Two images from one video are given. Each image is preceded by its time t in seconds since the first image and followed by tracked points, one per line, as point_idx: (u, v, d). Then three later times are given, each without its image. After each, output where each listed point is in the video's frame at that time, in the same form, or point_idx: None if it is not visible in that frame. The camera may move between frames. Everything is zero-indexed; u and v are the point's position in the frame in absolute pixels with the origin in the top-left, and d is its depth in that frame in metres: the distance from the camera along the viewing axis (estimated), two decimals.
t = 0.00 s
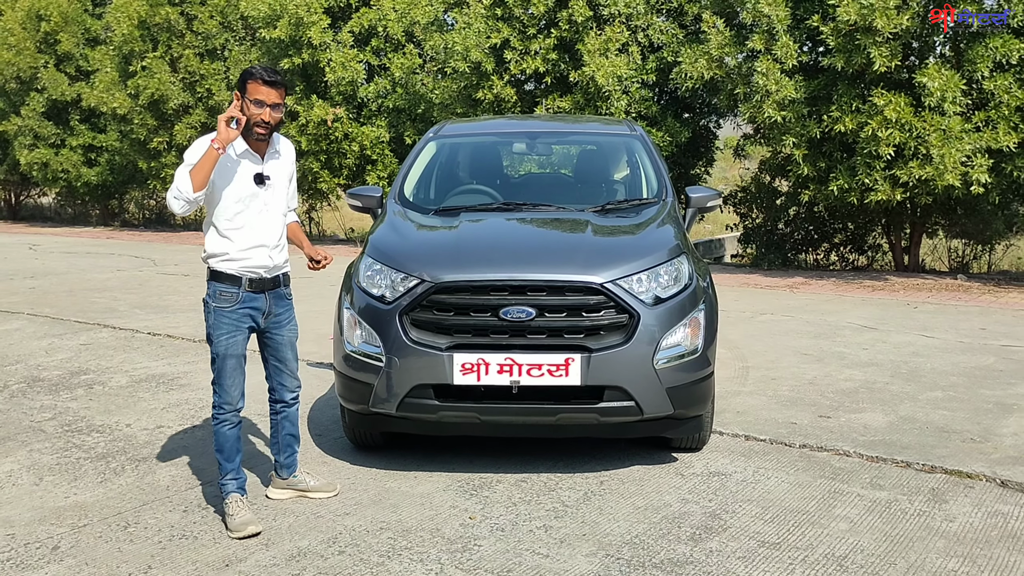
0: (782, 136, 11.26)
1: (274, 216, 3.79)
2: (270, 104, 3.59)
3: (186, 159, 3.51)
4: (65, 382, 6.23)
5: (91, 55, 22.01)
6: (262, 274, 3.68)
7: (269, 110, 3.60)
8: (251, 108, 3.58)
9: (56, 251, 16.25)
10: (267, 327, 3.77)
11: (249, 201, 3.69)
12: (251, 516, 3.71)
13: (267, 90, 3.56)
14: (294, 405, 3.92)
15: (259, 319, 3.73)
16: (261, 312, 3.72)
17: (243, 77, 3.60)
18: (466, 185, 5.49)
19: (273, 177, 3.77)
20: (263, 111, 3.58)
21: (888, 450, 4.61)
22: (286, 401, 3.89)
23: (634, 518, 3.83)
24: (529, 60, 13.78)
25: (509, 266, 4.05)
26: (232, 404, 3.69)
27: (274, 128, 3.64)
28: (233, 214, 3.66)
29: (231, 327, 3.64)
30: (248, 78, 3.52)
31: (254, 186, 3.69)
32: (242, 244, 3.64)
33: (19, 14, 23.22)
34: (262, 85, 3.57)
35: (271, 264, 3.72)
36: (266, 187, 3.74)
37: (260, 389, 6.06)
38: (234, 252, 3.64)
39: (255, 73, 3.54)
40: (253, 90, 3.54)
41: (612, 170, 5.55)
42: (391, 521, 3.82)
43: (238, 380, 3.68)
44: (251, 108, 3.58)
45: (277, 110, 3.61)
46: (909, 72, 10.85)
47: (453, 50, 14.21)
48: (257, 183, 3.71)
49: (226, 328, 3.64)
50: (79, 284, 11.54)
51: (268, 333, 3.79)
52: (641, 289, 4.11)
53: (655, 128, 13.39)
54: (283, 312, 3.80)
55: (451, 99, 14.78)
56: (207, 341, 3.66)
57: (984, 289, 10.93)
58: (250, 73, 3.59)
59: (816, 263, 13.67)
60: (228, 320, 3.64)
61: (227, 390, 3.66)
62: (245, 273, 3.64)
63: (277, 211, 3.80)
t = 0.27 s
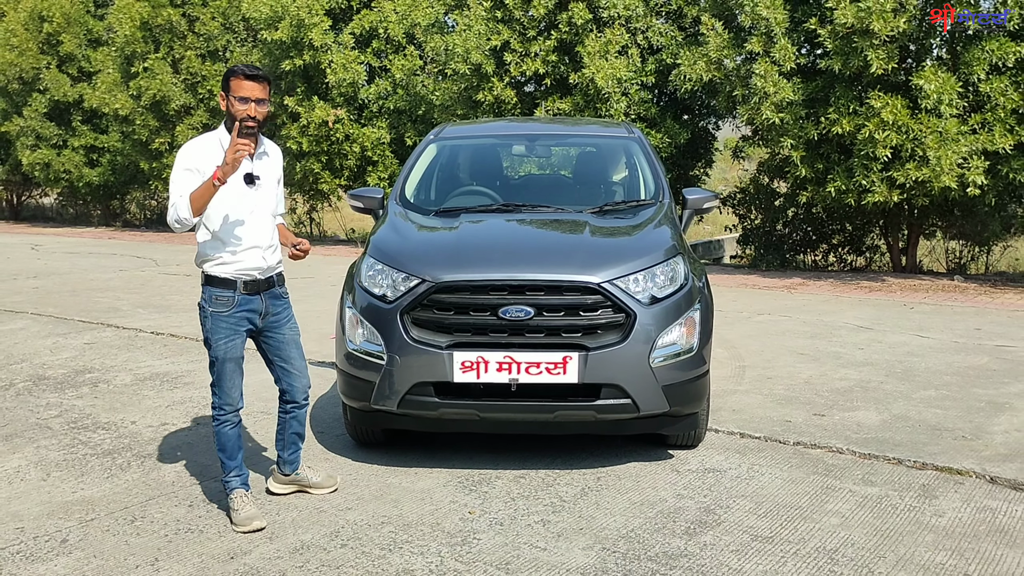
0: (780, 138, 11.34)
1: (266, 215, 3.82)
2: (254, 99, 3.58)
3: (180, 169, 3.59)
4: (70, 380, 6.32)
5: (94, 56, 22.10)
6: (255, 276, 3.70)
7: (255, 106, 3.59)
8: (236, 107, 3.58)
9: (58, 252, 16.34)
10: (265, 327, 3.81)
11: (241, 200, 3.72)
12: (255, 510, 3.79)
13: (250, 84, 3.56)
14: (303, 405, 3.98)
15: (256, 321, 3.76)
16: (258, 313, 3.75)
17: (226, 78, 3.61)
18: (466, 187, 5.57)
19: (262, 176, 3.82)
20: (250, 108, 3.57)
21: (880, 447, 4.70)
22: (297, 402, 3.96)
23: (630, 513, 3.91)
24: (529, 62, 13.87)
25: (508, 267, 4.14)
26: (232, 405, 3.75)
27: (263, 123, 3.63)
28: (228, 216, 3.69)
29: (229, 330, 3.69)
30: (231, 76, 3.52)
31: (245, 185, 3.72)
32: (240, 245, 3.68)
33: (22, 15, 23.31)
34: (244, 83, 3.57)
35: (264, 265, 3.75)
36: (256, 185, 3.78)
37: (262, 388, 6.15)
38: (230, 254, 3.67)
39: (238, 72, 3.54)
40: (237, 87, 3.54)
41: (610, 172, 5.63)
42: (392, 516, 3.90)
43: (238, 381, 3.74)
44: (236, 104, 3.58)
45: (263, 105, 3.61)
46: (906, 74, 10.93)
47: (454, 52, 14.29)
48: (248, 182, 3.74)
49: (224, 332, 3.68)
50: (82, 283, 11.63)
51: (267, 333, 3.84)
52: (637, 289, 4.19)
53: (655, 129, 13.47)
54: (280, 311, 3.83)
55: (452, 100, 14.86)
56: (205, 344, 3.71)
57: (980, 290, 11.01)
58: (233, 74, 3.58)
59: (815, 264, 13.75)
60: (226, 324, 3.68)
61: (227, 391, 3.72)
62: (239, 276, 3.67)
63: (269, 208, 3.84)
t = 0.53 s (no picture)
0: (778, 139, 11.43)
1: (269, 213, 3.84)
2: (250, 100, 3.67)
3: (181, 182, 3.62)
4: (76, 377, 6.41)
5: (96, 57, 22.21)
6: (263, 273, 3.74)
7: (250, 106, 3.68)
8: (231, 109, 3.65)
9: (61, 251, 16.44)
10: (274, 323, 3.83)
11: (242, 202, 3.75)
12: (261, 503, 3.87)
13: (245, 86, 3.64)
14: (313, 406, 3.87)
15: (266, 318, 3.79)
16: (269, 310, 3.78)
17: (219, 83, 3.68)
18: (467, 187, 5.67)
19: (262, 175, 3.81)
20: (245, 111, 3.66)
21: (873, 442, 4.79)
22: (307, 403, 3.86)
23: (627, 505, 4.00)
24: (529, 63, 13.97)
25: (507, 264, 4.23)
26: (243, 401, 3.79)
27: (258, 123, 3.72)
28: (232, 224, 3.72)
29: (240, 329, 3.73)
30: (226, 79, 3.61)
31: (245, 186, 3.74)
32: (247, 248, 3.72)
33: (24, 16, 23.42)
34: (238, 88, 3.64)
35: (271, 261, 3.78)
36: (257, 185, 3.79)
37: (265, 385, 6.24)
38: (235, 258, 3.70)
39: (231, 77, 3.63)
40: (232, 90, 3.62)
41: (609, 172, 5.73)
42: (394, 508, 3.99)
43: (249, 379, 3.78)
44: (232, 107, 3.66)
45: (258, 105, 3.70)
46: (903, 77, 11.02)
47: (454, 53, 14.37)
48: (248, 183, 3.76)
49: (234, 330, 3.72)
50: (85, 282, 11.73)
51: (274, 329, 3.83)
52: (634, 287, 4.29)
53: (654, 130, 13.57)
54: (290, 307, 3.86)
55: (453, 101, 14.95)
56: (217, 343, 3.75)
57: (977, 290, 11.10)
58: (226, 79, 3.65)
59: (813, 265, 13.84)
60: (236, 323, 3.72)
61: (237, 388, 3.76)
62: (247, 274, 3.71)
63: (271, 208, 3.85)
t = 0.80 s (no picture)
0: (776, 140, 11.53)
1: (277, 213, 3.91)
2: (254, 104, 3.73)
3: (190, 187, 3.71)
4: (83, 373, 6.52)
5: (99, 58, 22.32)
6: (271, 271, 3.80)
7: (255, 109, 3.74)
8: (236, 113, 3.72)
9: (64, 250, 16.55)
10: (280, 317, 3.88)
11: (249, 203, 3.82)
12: (269, 494, 3.98)
13: (248, 90, 3.70)
14: (313, 401, 3.86)
15: (274, 312, 3.85)
16: (277, 305, 3.85)
17: (224, 86, 3.74)
18: (468, 186, 5.77)
19: (269, 176, 3.88)
20: (249, 114, 3.73)
21: (866, 437, 4.89)
22: (306, 398, 3.85)
23: (625, 497, 4.10)
24: (529, 64, 14.08)
25: (508, 262, 4.33)
26: (252, 395, 3.89)
27: (263, 125, 3.79)
28: (239, 225, 3.81)
29: (249, 325, 3.80)
30: (229, 83, 3.66)
31: (253, 187, 3.82)
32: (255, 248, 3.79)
33: (27, 17, 23.55)
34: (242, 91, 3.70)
35: (279, 260, 3.85)
36: (263, 185, 3.86)
37: (269, 381, 6.34)
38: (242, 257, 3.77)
39: (235, 80, 3.69)
40: (236, 94, 3.69)
41: (608, 172, 5.83)
42: (398, 500, 4.08)
43: (258, 373, 3.86)
44: (236, 110, 3.73)
45: (262, 108, 3.76)
46: (900, 78, 11.13)
47: (455, 54, 14.47)
48: (255, 184, 3.83)
49: (244, 326, 3.80)
50: (89, 281, 11.84)
51: (279, 324, 3.87)
52: (632, 284, 4.38)
53: (653, 131, 13.67)
54: (298, 302, 3.92)
55: (453, 102, 15.04)
56: (227, 338, 3.84)
57: (973, 290, 11.20)
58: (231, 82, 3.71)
59: (811, 265, 13.94)
60: (246, 319, 3.79)
61: (247, 382, 3.86)
62: (255, 272, 3.78)
63: (279, 208, 3.92)
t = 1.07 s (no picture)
0: (774, 141, 11.61)
1: (287, 216, 3.96)
2: (268, 108, 3.80)
3: (201, 185, 3.79)
4: (89, 372, 6.59)
5: (101, 59, 22.41)
6: (276, 274, 3.87)
7: (268, 114, 3.81)
8: (250, 115, 3.80)
9: (67, 251, 16.63)
10: (284, 321, 3.94)
11: (259, 205, 3.89)
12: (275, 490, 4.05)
13: (264, 94, 3.77)
14: (310, 405, 3.89)
15: (278, 315, 3.92)
16: (281, 309, 3.91)
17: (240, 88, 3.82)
18: (469, 187, 5.84)
19: (280, 179, 3.93)
20: (262, 118, 3.80)
21: (861, 434, 4.97)
22: (302, 401, 3.88)
23: (624, 492, 4.18)
24: (530, 66, 14.17)
25: (509, 262, 4.40)
26: (259, 394, 3.96)
27: (275, 129, 3.85)
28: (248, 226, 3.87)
29: (254, 326, 3.87)
30: (245, 87, 3.74)
31: (263, 190, 3.88)
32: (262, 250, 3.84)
33: (30, 18, 23.66)
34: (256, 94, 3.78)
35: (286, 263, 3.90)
36: (274, 189, 3.92)
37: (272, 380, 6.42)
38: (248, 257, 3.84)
39: (251, 83, 3.76)
40: (252, 97, 3.76)
41: (608, 173, 5.90)
42: (401, 495, 4.16)
43: (264, 374, 3.93)
44: (249, 115, 3.80)
45: (276, 113, 3.83)
46: (898, 80, 11.20)
47: (456, 56, 14.55)
48: (266, 187, 3.90)
49: (250, 327, 3.87)
50: (93, 281, 11.92)
51: (282, 328, 3.93)
52: (631, 283, 4.46)
53: (653, 132, 13.75)
54: (303, 308, 3.97)
55: (455, 104, 15.11)
56: (234, 338, 3.91)
57: (972, 290, 11.27)
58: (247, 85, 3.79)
59: (811, 265, 14.01)
60: (252, 321, 3.86)
61: (252, 382, 3.93)
62: (260, 274, 3.85)
63: (288, 212, 3.97)
